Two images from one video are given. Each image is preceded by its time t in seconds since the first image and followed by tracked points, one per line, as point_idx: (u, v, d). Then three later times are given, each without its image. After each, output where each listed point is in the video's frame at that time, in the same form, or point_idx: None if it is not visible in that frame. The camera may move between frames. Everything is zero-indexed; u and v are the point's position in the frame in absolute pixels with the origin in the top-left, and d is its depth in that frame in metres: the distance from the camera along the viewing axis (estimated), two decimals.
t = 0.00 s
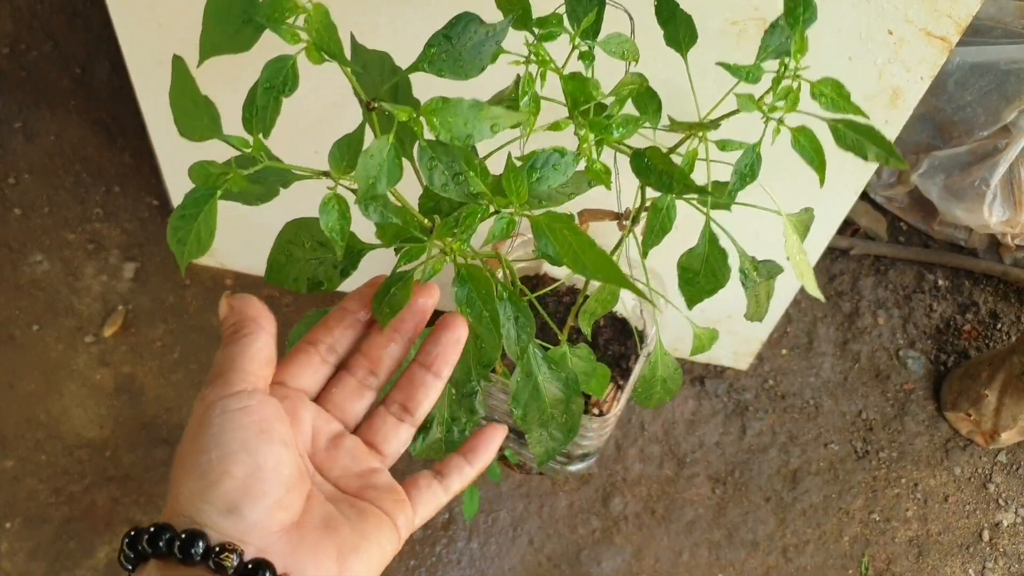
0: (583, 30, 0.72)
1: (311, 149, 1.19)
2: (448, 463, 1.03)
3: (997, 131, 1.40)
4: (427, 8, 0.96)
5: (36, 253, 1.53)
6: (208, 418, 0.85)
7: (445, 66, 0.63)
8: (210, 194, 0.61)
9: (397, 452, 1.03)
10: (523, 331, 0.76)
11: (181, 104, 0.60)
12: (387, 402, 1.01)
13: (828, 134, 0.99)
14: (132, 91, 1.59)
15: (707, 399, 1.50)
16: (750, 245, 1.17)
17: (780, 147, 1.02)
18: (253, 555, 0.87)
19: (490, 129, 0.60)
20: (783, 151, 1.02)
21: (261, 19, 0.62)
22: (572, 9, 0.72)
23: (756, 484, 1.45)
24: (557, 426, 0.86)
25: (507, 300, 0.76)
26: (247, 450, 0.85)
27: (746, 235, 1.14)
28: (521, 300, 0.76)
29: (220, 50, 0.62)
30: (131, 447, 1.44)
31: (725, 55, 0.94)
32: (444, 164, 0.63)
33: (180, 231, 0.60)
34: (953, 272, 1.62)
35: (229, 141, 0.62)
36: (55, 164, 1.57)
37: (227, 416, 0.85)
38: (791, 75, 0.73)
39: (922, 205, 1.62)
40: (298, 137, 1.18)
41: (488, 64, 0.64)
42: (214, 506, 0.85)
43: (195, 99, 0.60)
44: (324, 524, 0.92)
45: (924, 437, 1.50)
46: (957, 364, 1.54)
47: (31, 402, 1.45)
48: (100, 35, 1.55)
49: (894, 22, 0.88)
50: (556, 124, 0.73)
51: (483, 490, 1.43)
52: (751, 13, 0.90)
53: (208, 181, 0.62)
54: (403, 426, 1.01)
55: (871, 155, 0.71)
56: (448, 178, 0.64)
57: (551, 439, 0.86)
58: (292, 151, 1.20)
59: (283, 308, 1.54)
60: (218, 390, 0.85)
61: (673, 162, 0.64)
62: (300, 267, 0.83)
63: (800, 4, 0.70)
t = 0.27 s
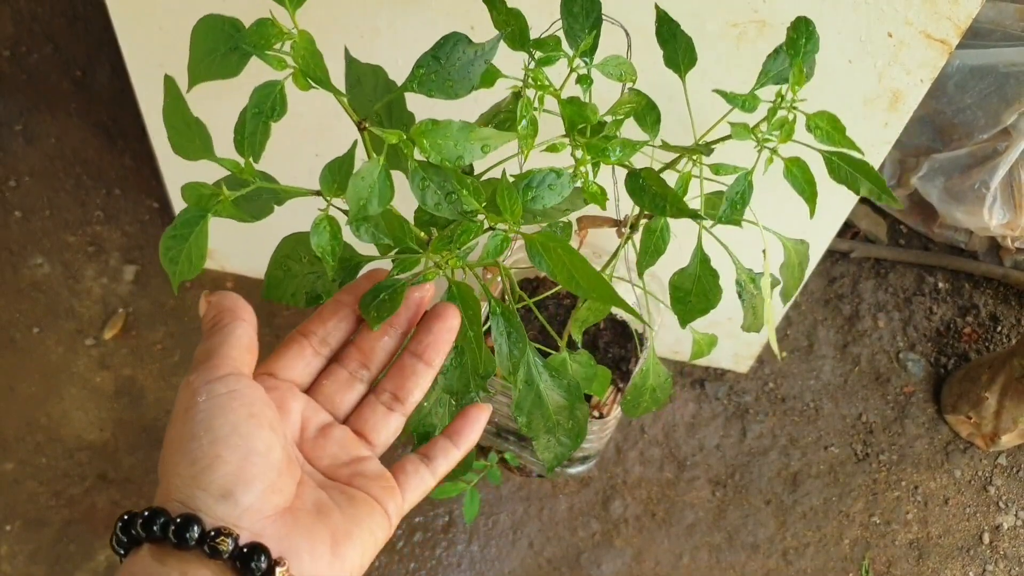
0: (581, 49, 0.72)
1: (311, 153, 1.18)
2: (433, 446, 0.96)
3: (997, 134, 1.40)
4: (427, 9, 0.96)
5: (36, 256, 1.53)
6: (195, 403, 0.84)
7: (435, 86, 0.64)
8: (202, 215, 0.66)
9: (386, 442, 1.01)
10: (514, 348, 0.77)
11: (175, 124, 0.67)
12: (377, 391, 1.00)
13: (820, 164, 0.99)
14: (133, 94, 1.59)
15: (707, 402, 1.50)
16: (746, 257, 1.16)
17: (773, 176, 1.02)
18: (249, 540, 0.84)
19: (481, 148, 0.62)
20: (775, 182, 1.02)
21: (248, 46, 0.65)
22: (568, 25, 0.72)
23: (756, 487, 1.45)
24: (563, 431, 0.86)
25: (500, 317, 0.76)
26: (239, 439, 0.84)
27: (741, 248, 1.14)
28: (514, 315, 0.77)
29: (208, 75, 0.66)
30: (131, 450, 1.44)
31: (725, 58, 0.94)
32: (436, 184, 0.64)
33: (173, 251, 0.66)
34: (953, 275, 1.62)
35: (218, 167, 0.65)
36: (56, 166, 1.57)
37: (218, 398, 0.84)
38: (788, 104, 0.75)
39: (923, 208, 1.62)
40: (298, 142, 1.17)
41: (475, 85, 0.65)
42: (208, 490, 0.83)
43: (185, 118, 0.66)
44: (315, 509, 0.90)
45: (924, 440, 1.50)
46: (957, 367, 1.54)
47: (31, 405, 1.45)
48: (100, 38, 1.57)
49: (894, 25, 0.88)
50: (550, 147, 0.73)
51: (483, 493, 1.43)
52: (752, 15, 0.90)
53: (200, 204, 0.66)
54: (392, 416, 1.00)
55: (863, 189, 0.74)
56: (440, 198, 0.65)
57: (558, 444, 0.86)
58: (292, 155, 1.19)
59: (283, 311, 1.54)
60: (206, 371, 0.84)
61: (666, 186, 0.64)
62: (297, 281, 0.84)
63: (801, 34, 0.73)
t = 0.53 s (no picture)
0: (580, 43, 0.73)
1: (312, 154, 1.19)
2: (393, 451, 1.00)
3: (996, 136, 1.41)
4: (427, 11, 0.96)
5: (36, 258, 1.53)
6: (169, 407, 0.86)
7: (437, 80, 0.64)
8: (202, 208, 0.66)
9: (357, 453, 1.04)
10: (511, 348, 0.76)
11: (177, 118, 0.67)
12: (349, 400, 1.02)
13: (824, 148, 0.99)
14: (133, 96, 1.59)
15: (707, 404, 1.50)
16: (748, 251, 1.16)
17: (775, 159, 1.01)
18: (229, 542, 0.87)
19: (481, 145, 0.62)
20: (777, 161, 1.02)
21: (252, 34, 0.64)
22: (568, 19, 0.73)
23: (756, 488, 1.45)
24: (549, 435, 0.86)
25: (497, 315, 0.75)
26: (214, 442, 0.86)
27: (745, 242, 1.14)
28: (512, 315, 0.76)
29: (214, 64, 0.67)
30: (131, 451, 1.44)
31: (723, 59, 0.95)
32: (436, 179, 0.65)
33: (174, 244, 0.65)
34: (953, 276, 1.62)
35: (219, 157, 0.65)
36: (57, 169, 1.57)
37: (196, 402, 0.86)
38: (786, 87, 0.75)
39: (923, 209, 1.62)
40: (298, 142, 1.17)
41: (477, 78, 0.65)
42: (189, 493, 0.85)
43: (188, 114, 0.67)
44: (290, 512, 0.92)
45: (924, 441, 1.50)
46: (957, 368, 1.54)
47: (31, 406, 1.45)
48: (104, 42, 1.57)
49: (892, 25, 0.88)
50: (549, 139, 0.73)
51: (483, 494, 1.43)
52: (751, 16, 0.90)
53: (201, 196, 0.66)
54: (364, 425, 1.02)
55: (866, 165, 0.74)
56: (440, 193, 0.65)
57: (541, 448, 0.87)
58: (292, 155, 1.19)
59: (284, 313, 1.54)
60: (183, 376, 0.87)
61: (667, 172, 0.65)
62: (298, 271, 0.84)
63: (794, 19, 0.73)
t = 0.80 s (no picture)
0: (578, 52, 0.73)
1: (312, 158, 1.18)
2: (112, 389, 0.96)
3: (996, 138, 1.41)
4: (427, 13, 0.96)
5: (37, 260, 1.53)
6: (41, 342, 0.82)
7: (441, 105, 0.64)
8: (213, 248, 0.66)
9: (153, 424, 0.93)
10: (529, 366, 0.77)
11: (181, 162, 0.67)
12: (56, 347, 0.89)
13: (821, 162, 0.99)
14: (134, 99, 1.60)
15: (707, 406, 1.50)
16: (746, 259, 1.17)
17: (773, 173, 1.02)
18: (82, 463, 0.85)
19: (489, 172, 0.62)
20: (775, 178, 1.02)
21: (253, 74, 0.65)
22: (566, 30, 0.72)
23: (756, 491, 1.45)
24: (562, 440, 0.86)
25: (513, 337, 0.77)
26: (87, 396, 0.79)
27: (743, 251, 1.14)
28: (527, 335, 0.78)
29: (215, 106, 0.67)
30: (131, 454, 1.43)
31: (723, 61, 0.95)
32: (444, 208, 0.65)
33: (186, 288, 0.66)
34: (953, 279, 1.62)
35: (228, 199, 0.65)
36: (57, 171, 1.57)
37: (44, 353, 0.77)
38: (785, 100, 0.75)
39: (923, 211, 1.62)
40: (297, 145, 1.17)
41: (480, 100, 0.65)
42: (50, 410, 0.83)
43: (190, 156, 0.67)
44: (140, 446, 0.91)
45: (924, 444, 1.50)
46: (957, 370, 1.54)
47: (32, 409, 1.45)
48: (104, 44, 1.60)
49: (892, 28, 0.88)
50: (548, 152, 0.73)
51: (483, 497, 1.43)
52: (751, 18, 0.90)
53: (211, 236, 0.67)
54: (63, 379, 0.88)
55: (863, 182, 0.74)
56: (449, 223, 0.65)
57: (557, 452, 0.87)
58: (292, 160, 1.19)
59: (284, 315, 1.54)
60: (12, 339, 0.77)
61: (666, 186, 0.64)
62: (301, 293, 0.83)
63: (795, 32, 0.73)
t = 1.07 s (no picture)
0: (578, 52, 0.73)
1: (312, 157, 1.18)
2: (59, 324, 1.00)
3: (995, 139, 1.41)
4: (428, 14, 0.96)
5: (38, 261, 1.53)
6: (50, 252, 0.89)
7: (440, 102, 0.65)
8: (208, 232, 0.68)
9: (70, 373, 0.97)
10: (524, 361, 0.76)
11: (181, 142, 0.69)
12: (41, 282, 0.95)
13: (821, 159, 0.99)
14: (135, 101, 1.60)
15: (708, 406, 1.50)
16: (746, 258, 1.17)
17: (772, 171, 1.02)
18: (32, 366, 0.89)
19: (485, 168, 0.63)
20: (774, 176, 1.02)
21: (254, 64, 0.65)
22: (566, 29, 0.73)
23: (756, 491, 1.45)
24: (563, 437, 0.86)
25: (508, 331, 0.76)
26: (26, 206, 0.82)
27: (745, 249, 1.14)
28: (521, 329, 0.77)
29: (215, 92, 0.68)
30: (132, 454, 1.43)
31: (723, 62, 0.95)
32: (440, 202, 0.64)
33: (180, 267, 0.69)
34: (952, 280, 1.63)
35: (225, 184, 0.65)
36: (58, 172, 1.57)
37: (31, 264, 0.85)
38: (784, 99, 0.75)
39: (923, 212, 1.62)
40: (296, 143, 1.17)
41: (481, 99, 0.65)
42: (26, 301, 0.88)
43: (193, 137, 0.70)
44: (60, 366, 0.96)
45: (924, 444, 1.50)
46: (957, 371, 1.54)
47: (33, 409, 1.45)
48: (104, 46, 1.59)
49: (891, 28, 0.88)
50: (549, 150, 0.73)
51: (484, 497, 1.44)
52: (751, 18, 0.90)
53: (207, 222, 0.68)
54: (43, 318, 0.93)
55: (862, 179, 0.74)
56: (445, 216, 0.64)
57: (558, 449, 0.87)
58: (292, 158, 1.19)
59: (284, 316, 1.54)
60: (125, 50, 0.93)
61: (666, 184, 0.64)
62: (299, 285, 0.84)
63: (795, 32, 0.73)
